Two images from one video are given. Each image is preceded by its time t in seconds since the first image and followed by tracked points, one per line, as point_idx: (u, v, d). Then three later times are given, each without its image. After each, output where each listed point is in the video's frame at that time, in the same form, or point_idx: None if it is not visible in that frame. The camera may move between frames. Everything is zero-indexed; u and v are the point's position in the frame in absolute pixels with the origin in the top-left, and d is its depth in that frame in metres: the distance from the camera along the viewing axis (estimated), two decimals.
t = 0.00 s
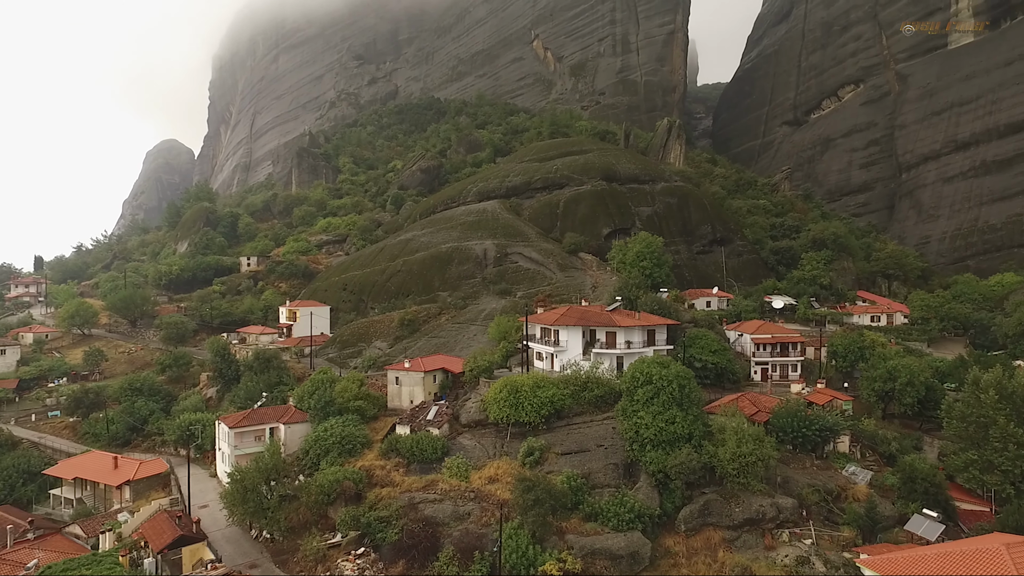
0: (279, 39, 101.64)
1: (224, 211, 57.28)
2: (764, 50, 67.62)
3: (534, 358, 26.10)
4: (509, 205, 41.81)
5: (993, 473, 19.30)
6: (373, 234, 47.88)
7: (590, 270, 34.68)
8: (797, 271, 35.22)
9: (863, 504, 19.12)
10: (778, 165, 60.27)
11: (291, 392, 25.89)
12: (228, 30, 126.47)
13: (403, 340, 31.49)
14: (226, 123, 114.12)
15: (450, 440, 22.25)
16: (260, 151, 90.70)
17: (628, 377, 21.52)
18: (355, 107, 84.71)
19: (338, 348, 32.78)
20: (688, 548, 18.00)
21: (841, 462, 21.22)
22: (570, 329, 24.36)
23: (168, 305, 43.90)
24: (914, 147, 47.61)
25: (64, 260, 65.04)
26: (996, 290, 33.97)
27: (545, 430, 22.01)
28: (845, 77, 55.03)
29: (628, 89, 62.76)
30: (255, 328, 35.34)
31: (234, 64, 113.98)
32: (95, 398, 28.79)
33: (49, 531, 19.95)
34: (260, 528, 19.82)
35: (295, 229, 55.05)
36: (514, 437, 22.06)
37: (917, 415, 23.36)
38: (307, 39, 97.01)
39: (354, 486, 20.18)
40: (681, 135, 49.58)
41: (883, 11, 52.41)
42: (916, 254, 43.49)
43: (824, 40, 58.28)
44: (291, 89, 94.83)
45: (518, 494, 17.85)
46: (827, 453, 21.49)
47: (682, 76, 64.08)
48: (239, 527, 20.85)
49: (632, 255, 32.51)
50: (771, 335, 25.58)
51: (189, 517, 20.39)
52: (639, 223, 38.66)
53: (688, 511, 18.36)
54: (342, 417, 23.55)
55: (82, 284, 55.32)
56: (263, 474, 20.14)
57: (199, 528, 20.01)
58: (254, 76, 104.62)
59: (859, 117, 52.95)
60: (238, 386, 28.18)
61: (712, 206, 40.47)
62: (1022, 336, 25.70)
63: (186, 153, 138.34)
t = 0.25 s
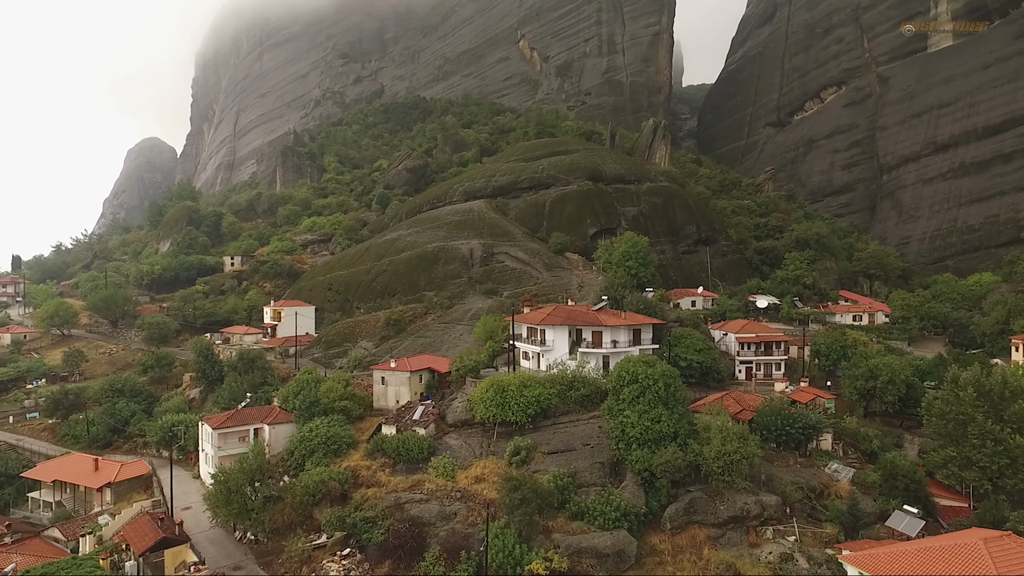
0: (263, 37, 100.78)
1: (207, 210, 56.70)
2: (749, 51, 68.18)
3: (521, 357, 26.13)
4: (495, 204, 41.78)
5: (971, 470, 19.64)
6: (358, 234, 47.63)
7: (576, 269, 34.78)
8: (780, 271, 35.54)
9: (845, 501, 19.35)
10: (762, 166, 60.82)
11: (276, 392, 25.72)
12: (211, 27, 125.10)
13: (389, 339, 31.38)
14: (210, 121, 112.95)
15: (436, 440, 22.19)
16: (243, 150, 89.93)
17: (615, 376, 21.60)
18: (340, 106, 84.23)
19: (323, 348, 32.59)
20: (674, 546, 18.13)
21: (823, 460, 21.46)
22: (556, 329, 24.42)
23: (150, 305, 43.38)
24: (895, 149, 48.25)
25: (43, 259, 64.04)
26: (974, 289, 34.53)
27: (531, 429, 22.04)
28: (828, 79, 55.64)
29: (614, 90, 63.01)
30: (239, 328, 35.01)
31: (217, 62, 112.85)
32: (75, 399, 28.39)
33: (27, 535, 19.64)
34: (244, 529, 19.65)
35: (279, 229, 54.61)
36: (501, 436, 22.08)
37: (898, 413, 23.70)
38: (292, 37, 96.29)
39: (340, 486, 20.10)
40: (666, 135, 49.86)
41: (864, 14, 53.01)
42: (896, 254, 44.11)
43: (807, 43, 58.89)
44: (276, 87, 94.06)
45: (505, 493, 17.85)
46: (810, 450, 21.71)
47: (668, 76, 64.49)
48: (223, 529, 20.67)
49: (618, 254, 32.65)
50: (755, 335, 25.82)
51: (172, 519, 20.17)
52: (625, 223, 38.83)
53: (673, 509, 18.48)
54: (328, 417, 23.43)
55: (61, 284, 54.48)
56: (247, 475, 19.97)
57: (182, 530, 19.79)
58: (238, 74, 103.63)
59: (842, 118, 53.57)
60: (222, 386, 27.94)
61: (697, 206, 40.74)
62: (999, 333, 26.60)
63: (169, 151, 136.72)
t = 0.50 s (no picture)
0: (247, 35, 99.96)
1: (191, 209, 56.13)
2: (734, 52, 68.72)
3: (508, 356, 26.15)
4: (482, 204, 41.73)
5: (951, 466, 19.93)
6: (344, 233, 47.39)
7: (563, 269, 34.87)
8: (764, 271, 35.83)
9: (828, 498, 19.58)
10: (747, 166, 61.30)
11: (261, 393, 25.54)
12: (194, 25, 123.83)
13: (375, 339, 31.28)
14: (193, 120, 111.81)
15: (423, 439, 22.16)
16: (228, 148, 89.11)
17: (602, 375, 21.67)
18: (326, 105, 83.73)
19: (309, 347, 32.41)
20: (660, 544, 18.25)
21: (807, 458, 21.70)
22: (543, 328, 24.46)
23: (132, 305, 42.88)
24: (877, 150, 48.87)
25: (22, 259, 63.04)
26: (953, 289, 35.05)
27: (518, 429, 22.06)
28: (811, 80, 56.22)
29: (600, 90, 63.28)
30: (223, 328, 34.71)
31: (201, 60, 111.75)
32: (54, 401, 28.01)
33: (5, 539, 19.34)
34: (229, 531, 19.49)
35: (264, 228, 54.19)
36: (488, 435, 22.09)
37: (880, 411, 24.02)
38: (277, 35, 95.58)
39: (326, 487, 20.01)
40: (652, 136, 50.14)
41: (847, 17, 53.61)
42: (879, 253, 44.67)
43: (791, 44, 59.45)
44: (260, 85, 93.31)
45: (492, 493, 17.84)
46: (794, 448, 21.93)
47: (654, 77, 64.88)
48: (208, 531, 20.49)
49: (605, 254, 32.76)
50: (740, 334, 26.04)
51: (155, 521, 19.96)
52: (611, 223, 38.98)
53: (659, 507, 18.61)
54: (314, 418, 23.30)
55: (41, 284, 53.64)
56: (232, 476, 19.78)
57: (166, 532, 19.59)
58: (223, 72, 102.68)
59: (825, 120, 54.17)
60: (206, 387, 27.70)
61: (683, 206, 41.01)
62: (978, 331, 27.60)
63: (152, 149, 135.14)
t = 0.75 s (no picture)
0: (233, 32, 99.16)
1: (174, 208, 55.55)
2: (720, 53, 69.21)
3: (495, 356, 26.16)
4: (470, 203, 41.68)
5: (932, 463, 20.21)
6: (331, 232, 47.16)
7: (550, 269, 34.93)
8: (750, 271, 36.08)
9: (812, 495, 19.78)
10: (733, 166, 61.77)
11: (246, 393, 25.37)
12: (178, 22, 122.62)
13: (362, 339, 31.17)
14: (177, 118, 110.67)
15: (410, 439, 22.11)
16: (212, 147, 88.31)
17: (589, 374, 21.74)
18: (312, 104, 83.26)
19: (295, 347, 32.23)
20: (646, 542, 18.34)
21: (792, 455, 21.91)
22: (530, 328, 24.48)
23: (115, 305, 42.38)
24: (860, 151, 49.44)
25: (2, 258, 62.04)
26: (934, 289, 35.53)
27: (505, 428, 22.07)
28: (796, 82, 56.77)
29: (587, 90, 63.49)
30: (208, 328, 34.39)
31: (185, 57, 110.67)
32: (34, 402, 27.62)
33: None
34: (214, 532, 19.31)
35: (249, 227, 53.77)
36: (475, 435, 22.09)
37: (863, 409, 24.33)
38: (262, 33, 94.89)
39: (312, 488, 19.91)
40: (639, 136, 50.39)
41: (830, 19, 54.19)
42: (862, 253, 45.18)
43: (776, 46, 59.99)
44: (246, 83, 92.58)
45: (479, 492, 17.81)
46: (779, 446, 22.13)
47: (641, 77, 65.20)
48: (192, 533, 20.29)
49: (593, 254, 32.86)
50: (726, 333, 26.25)
51: (138, 523, 19.73)
52: (598, 223, 39.10)
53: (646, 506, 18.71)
54: (300, 418, 23.18)
55: (21, 283, 52.81)
56: (216, 477, 19.60)
57: (149, 534, 19.38)
58: (207, 70, 101.76)
59: (809, 121, 54.71)
60: (190, 387, 27.45)
61: (669, 206, 41.24)
62: (959, 330, 28.05)
63: (135, 148, 133.56)
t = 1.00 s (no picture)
0: (217, 30, 98.18)
1: (158, 207, 54.95)
2: (706, 55, 69.66)
3: (482, 355, 26.17)
4: (457, 203, 41.61)
5: (913, 460, 20.50)
6: (316, 232, 46.88)
7: (537, 269, 34.98)
8: (735, 270, 36.32)
9: (796, 493, 19.98)
10: (719, 167, 62.21)
11: (231, 393, 25.18)
12: (161, 19, 121.23)
13: (348, 339, 31.04)
14: (161, 116, 109.49)
15: (397, 439, 22.06)
16: (196, 145, 87.48)
17: (576, 374, 21.80)
18: (298, 102, 82.71)
19: (280, 347, 32.03)
20: (633, 540, 18.43)
21: (777, 453, 22.13)
22: (517, 327, 24.50)
23: (96, 304, 41.85)
24: (843, 152, 50.00)
25: None
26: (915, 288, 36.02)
27: (492, 428, 22.07)
28: (781, 83, 57.27)
29: (574, 91, 63.68)
30: (192, 328, 34.06)
31: (169, 55, 109.48)
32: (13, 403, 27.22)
33: None
34: (197, 534, 19.12)
35: (234, 226, 53.32)
36: (462, 435, 22.07)
37: (847, 407, 24.63)
38: (247, 31, 94.10)
39: (297, 488, 19.80)
40: (626, 136, 50.59)
41: (814, 22, 54.70)
42: (845, 253, 45.72)
43: (761, 48, 60.48)
44: (231, 81, 91.77)
45: (466, 492, 17.79)
46: (764, 445, 22.34)
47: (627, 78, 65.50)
48: (176, 534, 20.08)
49: (580, 253, 32.95)
50: (711, 332, 26.44)
51: (120, 525, 19.51)
52: (585, 223, 39.21)
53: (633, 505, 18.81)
54: (285, 418, 23.04)
55: None
56: (200, 479, 19.42)
57: (131, 536, 19.17)
58: (191, 68, 100.73)
59: (794, 122, 55.21)
60: (173, 388, 27.19)
61: (655, 206, 41.46)
62: (940, 330, 28.45)
63: (117, 146, 131.90)
